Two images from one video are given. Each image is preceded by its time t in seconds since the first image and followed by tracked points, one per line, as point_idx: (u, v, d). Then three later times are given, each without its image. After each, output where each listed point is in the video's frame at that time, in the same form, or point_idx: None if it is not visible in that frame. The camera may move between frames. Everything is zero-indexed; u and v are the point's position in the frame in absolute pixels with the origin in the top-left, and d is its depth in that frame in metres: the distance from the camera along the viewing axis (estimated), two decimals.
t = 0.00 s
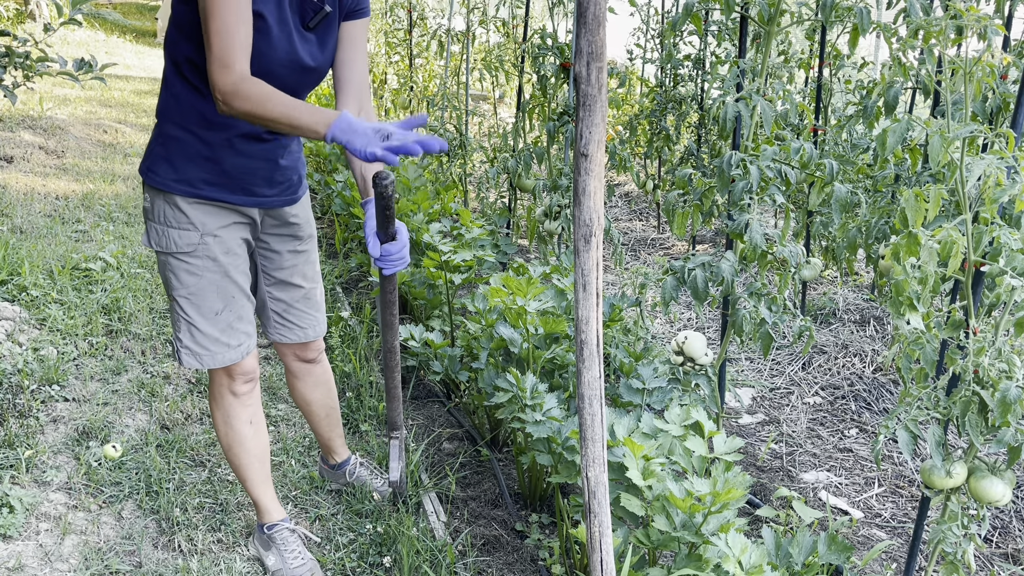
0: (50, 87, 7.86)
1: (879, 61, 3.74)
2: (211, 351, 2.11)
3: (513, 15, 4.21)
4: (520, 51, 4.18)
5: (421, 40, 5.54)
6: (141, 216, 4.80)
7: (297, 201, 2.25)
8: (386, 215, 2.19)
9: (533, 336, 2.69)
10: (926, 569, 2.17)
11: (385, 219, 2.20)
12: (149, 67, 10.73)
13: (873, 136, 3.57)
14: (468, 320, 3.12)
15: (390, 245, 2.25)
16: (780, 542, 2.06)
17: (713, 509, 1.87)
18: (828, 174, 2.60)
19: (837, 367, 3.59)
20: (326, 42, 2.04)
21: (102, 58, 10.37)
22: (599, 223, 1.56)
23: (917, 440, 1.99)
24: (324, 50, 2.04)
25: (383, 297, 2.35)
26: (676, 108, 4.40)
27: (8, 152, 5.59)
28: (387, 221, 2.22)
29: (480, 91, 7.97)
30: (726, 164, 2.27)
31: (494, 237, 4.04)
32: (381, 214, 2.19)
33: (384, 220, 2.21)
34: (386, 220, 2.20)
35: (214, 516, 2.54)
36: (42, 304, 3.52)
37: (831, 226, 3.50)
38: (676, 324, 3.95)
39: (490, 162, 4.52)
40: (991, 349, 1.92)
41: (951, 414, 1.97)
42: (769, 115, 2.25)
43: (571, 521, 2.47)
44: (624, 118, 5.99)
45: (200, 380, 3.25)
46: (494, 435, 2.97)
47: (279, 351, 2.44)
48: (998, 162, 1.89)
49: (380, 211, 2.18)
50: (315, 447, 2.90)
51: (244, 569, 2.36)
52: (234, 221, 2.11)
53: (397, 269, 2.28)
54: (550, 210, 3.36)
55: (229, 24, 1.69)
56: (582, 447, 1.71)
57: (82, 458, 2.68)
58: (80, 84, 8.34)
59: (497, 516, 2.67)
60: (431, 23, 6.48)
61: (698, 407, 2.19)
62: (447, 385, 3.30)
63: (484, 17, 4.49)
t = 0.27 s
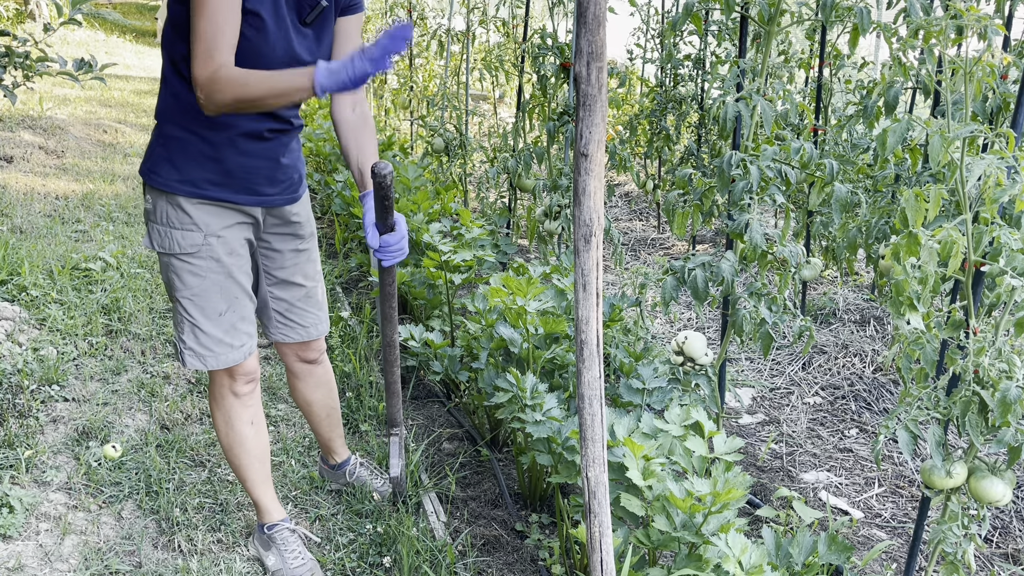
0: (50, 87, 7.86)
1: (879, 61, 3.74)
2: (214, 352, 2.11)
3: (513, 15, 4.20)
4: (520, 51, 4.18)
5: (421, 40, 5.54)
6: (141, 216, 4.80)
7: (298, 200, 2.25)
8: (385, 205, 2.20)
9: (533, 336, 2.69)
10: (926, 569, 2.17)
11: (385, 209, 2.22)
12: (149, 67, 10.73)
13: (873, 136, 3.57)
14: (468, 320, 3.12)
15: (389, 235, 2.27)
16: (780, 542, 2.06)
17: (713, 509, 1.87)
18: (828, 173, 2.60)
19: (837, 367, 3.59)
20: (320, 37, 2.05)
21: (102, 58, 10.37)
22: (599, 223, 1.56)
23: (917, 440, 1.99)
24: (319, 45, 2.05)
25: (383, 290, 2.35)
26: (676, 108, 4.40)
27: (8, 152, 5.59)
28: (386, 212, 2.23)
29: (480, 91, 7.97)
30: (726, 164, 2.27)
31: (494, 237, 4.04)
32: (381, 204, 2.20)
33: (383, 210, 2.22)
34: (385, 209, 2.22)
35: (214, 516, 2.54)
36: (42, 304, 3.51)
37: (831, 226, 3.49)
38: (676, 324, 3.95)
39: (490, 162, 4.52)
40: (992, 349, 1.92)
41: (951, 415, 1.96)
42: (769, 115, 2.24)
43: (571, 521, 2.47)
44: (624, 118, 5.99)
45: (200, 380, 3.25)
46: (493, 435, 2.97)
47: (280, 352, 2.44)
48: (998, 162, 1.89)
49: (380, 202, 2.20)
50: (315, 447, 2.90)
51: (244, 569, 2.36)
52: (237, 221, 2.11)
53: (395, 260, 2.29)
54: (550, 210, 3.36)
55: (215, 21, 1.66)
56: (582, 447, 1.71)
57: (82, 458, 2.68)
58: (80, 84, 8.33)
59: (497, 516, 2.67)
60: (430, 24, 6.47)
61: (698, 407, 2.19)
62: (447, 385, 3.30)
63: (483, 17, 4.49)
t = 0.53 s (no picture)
0: (50, 87, 7.86)
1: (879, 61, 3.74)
2: (212, 352, 2.10)
3: (513, 15, 4.20)
4: (520, 51, 4.18)
5: (421, 40, 5.54)
6: (140, 216, 4.80)
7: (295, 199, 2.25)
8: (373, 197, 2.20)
9: (533, 336, 2.69)
10: (926, 569, 2.17)
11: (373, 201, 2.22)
12: (149, 67, 10.73)
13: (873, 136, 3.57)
14: (467, 320, 3.12)
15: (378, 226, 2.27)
16: (780, 542, 2.06)
17: (713, 509, 1.87)
18: (828, 173, 2.60)
19: (837, 367, 3.59)
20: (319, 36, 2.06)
21: (102, 58, 10.37)
22: (599, 223, 1.56)
23: (917, 440, 1.99)
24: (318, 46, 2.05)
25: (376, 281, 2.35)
26: (676, 108, 4.40)
27: (8, 152, 5.59)
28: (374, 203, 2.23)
29: (480, 91, 7.98)
30: (726, 164, 2.27)
31: (494, 237, 4.04)
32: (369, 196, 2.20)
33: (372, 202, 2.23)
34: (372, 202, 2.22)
35: (214, 516, 2.54)
36: (42, 304, 3.51)
37: (831, 226, 3.49)
38: (676, 324, 3.95)
39: (490, 162, 4.52)
40: (992, 349, 1.92)
41: (951, 414, 1.97)
42: (769, 115, 2.24)
43: (571, 521, 2.47)
44: (624, 118, 5.99)
45: (200, 380, 3.25)
46: (494, 435, 2.97)
47: (285, 353, 2.44)
48: (998, 162, 1.89)
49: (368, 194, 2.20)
50: (315, 447, 2.90)
51: (244, 569, 2.36)
52: (235, 221, 2.11)
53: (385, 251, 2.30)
54: (550, 210, 3.36)
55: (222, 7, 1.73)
56: (582, 447, 1.71)
57: (82, 458, 2.68)
58: (80, 84, 8.34)
59: (497, 516, 2.67)
60: (431, 24, 6.47)
61: (697, 407, 2.19)
62: (447, 385, 3.30)
63: (483, 17, 4.49)
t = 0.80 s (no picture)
0: (50, 87, 7.86)
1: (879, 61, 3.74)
2: (221, 349, 2.10)
3: (513, 15, 4.20)
4: (520, 51, 4.18)
5: (421, 40, 5.55)
6: (141, 216, 4.80)
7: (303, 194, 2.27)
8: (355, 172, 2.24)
9: (533, 336, 2.70)
10: (926, 569, 2.17)
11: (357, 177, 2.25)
12: (149, 67, 10.74)
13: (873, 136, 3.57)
14: (468, 320, 3.12)
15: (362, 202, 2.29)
16: (780, 542, 2.06)
17: (713, 509, 1.87)
18: (828, 174, 2.60)
19: (837, 367, 3.59)
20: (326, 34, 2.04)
21: (102, 59, 10.37)
22: (599, 223, 1.56)
23: (917, 440, 1.99)
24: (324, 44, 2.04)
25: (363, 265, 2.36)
26: (676, 108, 4.40)
27: (8, 152, 5.59)
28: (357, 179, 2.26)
29: (480, 91, 7.98)
30: (726, 164, 2.27)
31: (494, 237, 4.04)
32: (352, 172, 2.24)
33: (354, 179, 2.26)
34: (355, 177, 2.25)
35: (214, 516, 2.54)
36: (42, 304, 3.51)
37: (831, 226, 3.49)
38: (676, 324, 3.95)
39: (490, 162, 4.52)
40: (991, 349, 1.92)
41: (951, 414, 1.97)
42: (769, 115, 2.24)
43: (571, 521, 2.47)
44: (624, 118, 6.00)
45: (200, 381, 3.25)
46: (494, 435, 2.97)
47: (310, 347, 2.43)
48: (998, 162, 1.89)
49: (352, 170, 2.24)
50: (315, 447, 2.90)
51: (244, 569, 2.36)
52: (246, 219, 2.12)
53: (371, 228, 2.31)
54: (550, 210, 3.36)
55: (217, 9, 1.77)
56: (582, 447, 1.71)
57: (82, 458, 2.68)
58: (80, 84, 8.34)
59: (497, 516, 2.67)
60: (431, 24, 6.47)
61: (698, 407, 2.19)
62: (447, 385, 3.30)
63: (483, 17, 4.49)
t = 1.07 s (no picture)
0: (50, 87, 7.87)
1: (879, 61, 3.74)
2: (240, 336, 2.12)
3: (513, 15, 4.21)
4: (520, 51, 4.18)
5: (421, 41, 5.55)
6: (141, 216, 4.80)
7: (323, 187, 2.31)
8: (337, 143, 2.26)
9: (533, 336, 2.70)
10: (926, 569, 2.17)
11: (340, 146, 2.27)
12: (149, 67, 10.74)
13: (873, 136, 3.57)
14: (468, 320, 3.12)
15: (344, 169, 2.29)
16: (780, 542, 2.06)
17: (713, 509, 1.87)
18: (828, 174, 2.60)
19: (837, 367, 3.59)
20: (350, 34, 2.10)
21: (103, 59, 10.38)
22: (599, 223, 1.56)
23: (917, 440, 1.98)
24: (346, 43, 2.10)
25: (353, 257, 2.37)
26: (676, 108, 4.40)
27: (8, 152, 5.59)
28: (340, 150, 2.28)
29: (479, 91, 7.98)
30: (726, 164, 2.27)
31: (494, 237, 4.04)
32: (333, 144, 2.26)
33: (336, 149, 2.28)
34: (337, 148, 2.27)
35: (214, 516, 2.54)
36: (41, 304, 3.51)
37: (831, 226, 3.50)
38: (676, 324, 3.96)
39: (489, 162, 4.52)
40: (991, 349, 1.92)
41: (951, 414, 1.97)
42: (769, 115, 2.24)
43: (571, 521, 2.47)
44: (624, 118, 6.00)
45: (200, 380, 3.25)
46: (494, 436, 2.97)
47: (322, 340, 2.44)
48: (998, 162, 1.89)
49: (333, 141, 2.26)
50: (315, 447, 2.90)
51: (244, 569, 2.36)
52: (269, 209, 2.15)
53: (355, 193, 2.29)
54: (550, 210, 3.36)
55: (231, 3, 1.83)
56: (582, 447, 1.71)
57: (82, 458, 2.68)
58: (80, 84, 8.34)
59: (497, 516, 2.67)
60: (431, 24, 6.47)
61: (698, 407, 2.19)
62: (447, 385, 3.30)
63: (483, 17, 4.49)
